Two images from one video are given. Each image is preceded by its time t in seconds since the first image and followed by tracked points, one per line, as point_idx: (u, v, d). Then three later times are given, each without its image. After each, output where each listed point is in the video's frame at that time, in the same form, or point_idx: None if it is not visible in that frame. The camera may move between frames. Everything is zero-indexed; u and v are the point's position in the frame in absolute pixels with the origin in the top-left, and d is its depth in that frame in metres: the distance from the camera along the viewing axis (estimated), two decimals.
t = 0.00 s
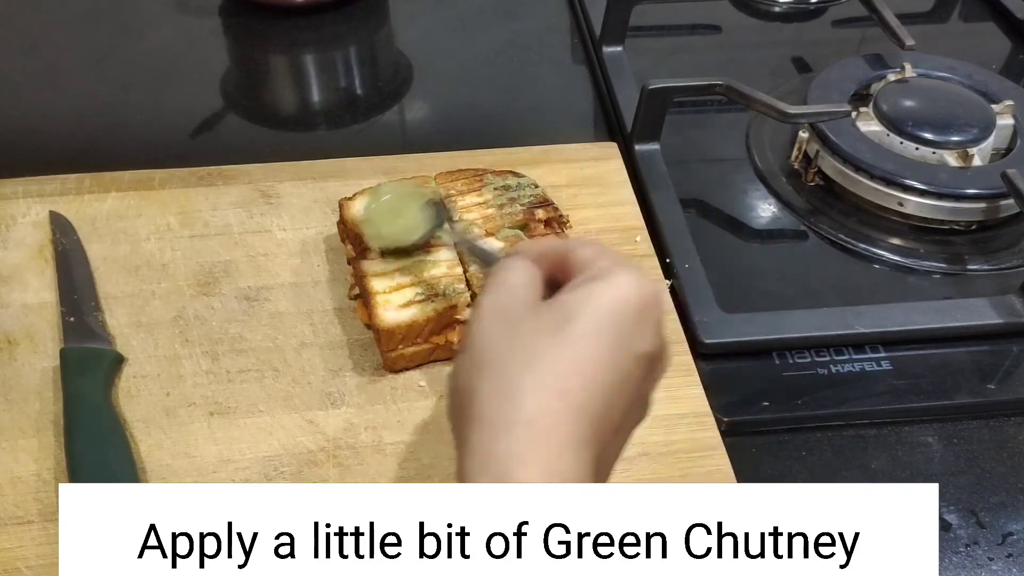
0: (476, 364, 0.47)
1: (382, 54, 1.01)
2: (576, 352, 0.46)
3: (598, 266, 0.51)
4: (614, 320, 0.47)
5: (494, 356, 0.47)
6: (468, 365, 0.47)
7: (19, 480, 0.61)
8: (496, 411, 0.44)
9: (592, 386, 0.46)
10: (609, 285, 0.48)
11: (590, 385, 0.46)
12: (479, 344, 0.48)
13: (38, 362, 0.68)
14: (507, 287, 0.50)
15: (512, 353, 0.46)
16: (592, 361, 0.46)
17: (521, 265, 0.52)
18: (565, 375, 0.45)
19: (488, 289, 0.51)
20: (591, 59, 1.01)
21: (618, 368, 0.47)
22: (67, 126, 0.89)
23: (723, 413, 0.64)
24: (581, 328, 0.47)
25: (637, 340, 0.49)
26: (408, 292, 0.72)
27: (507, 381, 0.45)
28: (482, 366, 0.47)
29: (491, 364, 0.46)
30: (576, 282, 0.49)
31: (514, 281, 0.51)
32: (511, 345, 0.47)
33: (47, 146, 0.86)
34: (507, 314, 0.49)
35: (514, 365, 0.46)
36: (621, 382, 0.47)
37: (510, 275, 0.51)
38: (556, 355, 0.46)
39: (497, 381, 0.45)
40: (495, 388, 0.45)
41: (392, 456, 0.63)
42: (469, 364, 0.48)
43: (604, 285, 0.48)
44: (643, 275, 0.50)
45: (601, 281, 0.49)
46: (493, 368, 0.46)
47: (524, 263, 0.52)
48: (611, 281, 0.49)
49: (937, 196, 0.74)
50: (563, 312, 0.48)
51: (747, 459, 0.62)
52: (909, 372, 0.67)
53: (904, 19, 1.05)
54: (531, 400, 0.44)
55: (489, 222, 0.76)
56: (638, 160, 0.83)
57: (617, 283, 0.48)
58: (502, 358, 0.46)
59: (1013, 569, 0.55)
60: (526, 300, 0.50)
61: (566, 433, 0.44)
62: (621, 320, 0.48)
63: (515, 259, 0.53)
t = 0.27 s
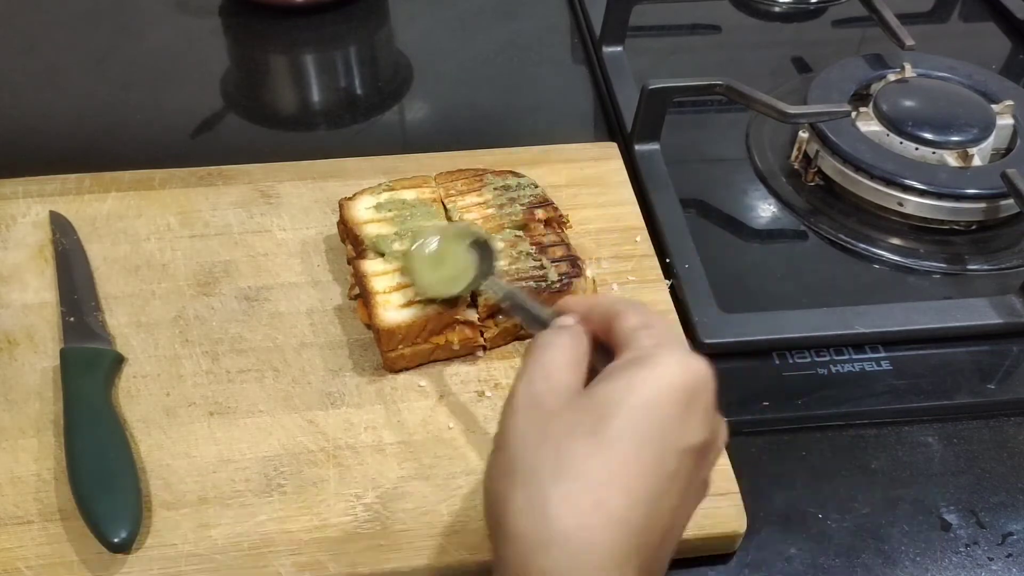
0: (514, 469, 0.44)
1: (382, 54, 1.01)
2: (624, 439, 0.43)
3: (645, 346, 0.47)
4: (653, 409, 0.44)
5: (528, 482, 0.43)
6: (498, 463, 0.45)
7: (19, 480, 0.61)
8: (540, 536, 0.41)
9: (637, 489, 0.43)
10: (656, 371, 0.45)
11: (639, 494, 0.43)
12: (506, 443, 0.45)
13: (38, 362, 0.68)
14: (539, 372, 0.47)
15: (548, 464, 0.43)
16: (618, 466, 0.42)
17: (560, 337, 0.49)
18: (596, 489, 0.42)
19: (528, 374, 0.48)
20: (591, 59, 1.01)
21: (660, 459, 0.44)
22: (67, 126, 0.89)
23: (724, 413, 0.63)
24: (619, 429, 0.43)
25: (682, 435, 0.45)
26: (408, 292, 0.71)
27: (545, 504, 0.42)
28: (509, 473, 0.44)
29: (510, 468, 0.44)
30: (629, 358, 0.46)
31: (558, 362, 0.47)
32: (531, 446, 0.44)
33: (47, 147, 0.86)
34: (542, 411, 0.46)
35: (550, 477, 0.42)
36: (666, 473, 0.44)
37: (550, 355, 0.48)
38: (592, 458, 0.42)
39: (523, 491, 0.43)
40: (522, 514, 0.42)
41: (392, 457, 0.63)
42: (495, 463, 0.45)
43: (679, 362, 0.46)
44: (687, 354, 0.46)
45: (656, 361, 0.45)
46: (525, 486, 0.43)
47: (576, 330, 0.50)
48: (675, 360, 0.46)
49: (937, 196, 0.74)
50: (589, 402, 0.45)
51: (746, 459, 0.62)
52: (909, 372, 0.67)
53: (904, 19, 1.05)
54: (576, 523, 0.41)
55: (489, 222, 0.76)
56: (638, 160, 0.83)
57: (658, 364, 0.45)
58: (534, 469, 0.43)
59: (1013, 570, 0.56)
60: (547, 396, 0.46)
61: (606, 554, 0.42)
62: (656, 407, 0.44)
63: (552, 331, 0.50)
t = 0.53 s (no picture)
0: (496, 483, 0.44)
1: (382, 54, 1.02)
2: (602, 443, 0.42)
3: (613, 343, 0.46)
4: (621, 413, 0.43)
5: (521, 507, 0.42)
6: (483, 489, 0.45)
7: (19, 480, 0.61)
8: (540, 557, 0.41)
9: (611, 505, 0.42)
10: (631, 369, 0.44)
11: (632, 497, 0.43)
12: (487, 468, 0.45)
13: (38, 362, 0.68)
14: (518, 380, 0.47)
15: (523, 482, 0.43)
16: (609, 466, 0.42)
17: (539, 340, 0.48)
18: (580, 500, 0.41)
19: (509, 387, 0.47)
20: (591, 59, 1.01)
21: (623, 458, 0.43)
22: (68, 126, 0.89)
23: (724, 413, 0.63)
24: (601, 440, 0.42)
25: (663, 428, 0.45)
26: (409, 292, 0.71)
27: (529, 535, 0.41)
28: (494, 492, 0.44)
29: (496, 492, 0.44)
30: (588, 369, 0.45)
31: (533, 371, 0.46)
32: (516, 461, 0.43)
33: (47, 147, 0.86)
34: (515, 423, 0.45)
35: (539, 501, 0.42)
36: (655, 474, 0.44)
37: (534, 359, 0.47)
38: (581, 468, 0.42)
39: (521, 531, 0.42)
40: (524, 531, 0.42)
41: (392, 457, 0.63)
42: (483, 487, 0.45)
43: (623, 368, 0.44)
44: (662, 349, 0.45)
45: (629, 361, 0.44)
46: (517, 505, 0.42)
47: (554, 328, 0.49)
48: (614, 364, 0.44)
49: (937, 196, 0.74)
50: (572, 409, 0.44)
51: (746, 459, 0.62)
52: (909, 372, 0.67)
53: (904, 19, 1.05)
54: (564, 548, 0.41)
55: (488, 222, 0.76)
56: (638, 160, 0.83)
57: (634, 369, 0.44)
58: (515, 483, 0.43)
59: (1013, 570, 0.56)
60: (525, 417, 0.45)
61: (603, 565, 0.41)
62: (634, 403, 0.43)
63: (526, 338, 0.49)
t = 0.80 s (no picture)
0: (511, 502, 0.45)
1: (382, 54, 1.02)
2: (613, 450, 0.43)
3: (608, 353, 0.47)
4: (630, 422, 0.44)
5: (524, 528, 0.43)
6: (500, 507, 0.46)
7: (19, 480, 0.61)
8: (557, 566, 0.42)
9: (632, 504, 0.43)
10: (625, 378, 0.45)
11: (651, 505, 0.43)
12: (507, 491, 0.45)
13: (38, 362, 0.68)
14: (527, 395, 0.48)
15: (535, 498, 0.43)
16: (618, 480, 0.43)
17: (545, 354, 0.50)
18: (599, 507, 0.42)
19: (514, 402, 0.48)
20: (592, 59, 1.01)
21: (641, 464, 0.43)
22: (68, 126, 0.89)
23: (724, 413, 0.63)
24: (609, 446, 0.43)
25: (671, 433, 0.45)
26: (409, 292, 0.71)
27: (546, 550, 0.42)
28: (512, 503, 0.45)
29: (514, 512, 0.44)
30: (597, 375, 0.46)
31: (538, 385, 0.48)
32: (523, 478, 0.45)
33: (47, 147, 0.86)
34: (522, 439, 0.46)
35: (539, 515, 0.43)
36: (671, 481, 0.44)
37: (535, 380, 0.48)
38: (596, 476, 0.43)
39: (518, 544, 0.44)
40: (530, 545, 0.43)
41: (392, 456, 0.63)
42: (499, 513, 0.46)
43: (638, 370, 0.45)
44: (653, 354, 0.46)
45: (632, 367, 0.45)
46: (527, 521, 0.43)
47: (555, 343, 0.50)
48: (631, 363, 0.46)
49: (937, 196, 0.74)
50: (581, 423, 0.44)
51: (747, 459, 0.62)
52: (909, 372, 0.67)
53: (904, 19, 1.05)
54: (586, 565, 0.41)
55: (488, 223, 0.76)
56: (638, 160, 0.83)
57: (632, 376, 0.45)
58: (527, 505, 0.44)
59: (1012, 570, 0.56)
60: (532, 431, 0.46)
61: None
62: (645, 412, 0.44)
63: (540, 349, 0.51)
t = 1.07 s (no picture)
0: (607, 458, 0.53)
1: (382, 54, 1.02)
2: (702, 430, 0.50)
3: (726, 349, 0.54)
4: (725, 412, 0.51)
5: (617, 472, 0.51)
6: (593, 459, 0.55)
7: (18, 480, 0.61)
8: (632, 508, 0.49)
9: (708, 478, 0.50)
10: (738, 373, 0.51)
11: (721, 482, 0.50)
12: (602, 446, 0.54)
13: (38, 362, 0.68)
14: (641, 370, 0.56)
15: (627, 452, 0.52)
16: (703, 454, 0.50)
17: (664, 340, 0.57)
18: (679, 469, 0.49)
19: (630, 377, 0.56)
20: (591, 59, 1.01)
21: (723, 443, 0.50)
22: (68, 126, 0.89)
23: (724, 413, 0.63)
24: (700, 425, 0.50)
25: (761, 431, 0.51)
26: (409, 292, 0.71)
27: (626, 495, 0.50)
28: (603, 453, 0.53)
29: (609, 459, 0.53)
30: (707, 365, 0.53)
31: (651, 364, 0.56)
32: (626, 433, 0.53)
33: (48, 147, 0.86)
34: (635, 406, 0.55)
35: (628, 469, 0.51)
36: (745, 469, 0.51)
37: (648, 358, 0.56)
38: (679, 444, 0.50)
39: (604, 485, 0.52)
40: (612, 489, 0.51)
41: (391, 457, 0.63)
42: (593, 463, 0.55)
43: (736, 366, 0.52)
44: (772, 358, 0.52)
45: (738, 362, 0.52)
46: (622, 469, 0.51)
47: (671, 335, 0.58)
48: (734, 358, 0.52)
49: (937, 196, 0.74)
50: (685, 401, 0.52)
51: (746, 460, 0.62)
52: (909, 372, 0.67)
53: (904, 19, 1.05)
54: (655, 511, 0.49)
55: (488, 223, 0.76)
56: (638, 161, 0.83)
57: (740, 372, 0.51)
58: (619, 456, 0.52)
59: (1012, 570, 0.56)
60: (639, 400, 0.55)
61: (684, 540, 0.48)
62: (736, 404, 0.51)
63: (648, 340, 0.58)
